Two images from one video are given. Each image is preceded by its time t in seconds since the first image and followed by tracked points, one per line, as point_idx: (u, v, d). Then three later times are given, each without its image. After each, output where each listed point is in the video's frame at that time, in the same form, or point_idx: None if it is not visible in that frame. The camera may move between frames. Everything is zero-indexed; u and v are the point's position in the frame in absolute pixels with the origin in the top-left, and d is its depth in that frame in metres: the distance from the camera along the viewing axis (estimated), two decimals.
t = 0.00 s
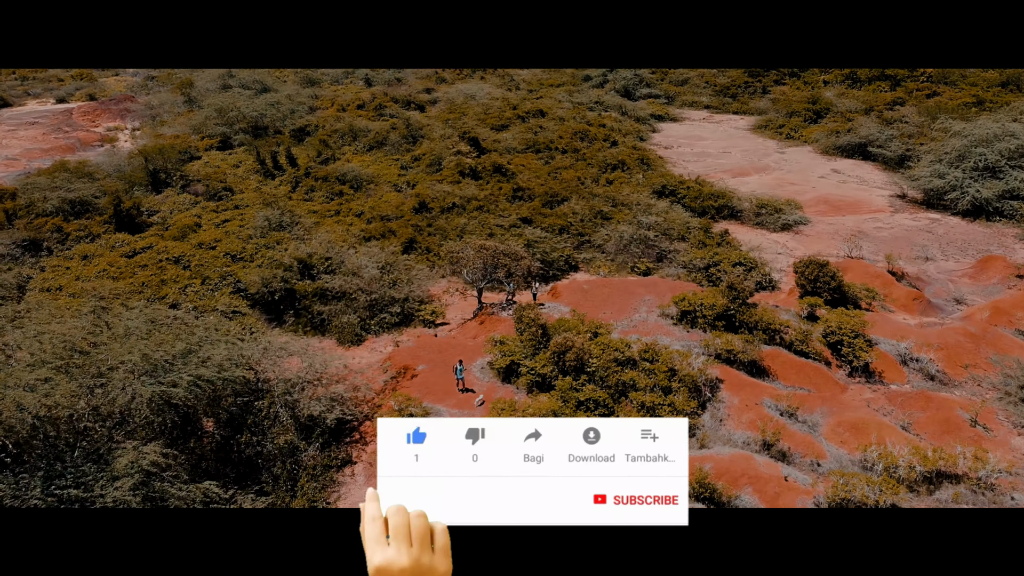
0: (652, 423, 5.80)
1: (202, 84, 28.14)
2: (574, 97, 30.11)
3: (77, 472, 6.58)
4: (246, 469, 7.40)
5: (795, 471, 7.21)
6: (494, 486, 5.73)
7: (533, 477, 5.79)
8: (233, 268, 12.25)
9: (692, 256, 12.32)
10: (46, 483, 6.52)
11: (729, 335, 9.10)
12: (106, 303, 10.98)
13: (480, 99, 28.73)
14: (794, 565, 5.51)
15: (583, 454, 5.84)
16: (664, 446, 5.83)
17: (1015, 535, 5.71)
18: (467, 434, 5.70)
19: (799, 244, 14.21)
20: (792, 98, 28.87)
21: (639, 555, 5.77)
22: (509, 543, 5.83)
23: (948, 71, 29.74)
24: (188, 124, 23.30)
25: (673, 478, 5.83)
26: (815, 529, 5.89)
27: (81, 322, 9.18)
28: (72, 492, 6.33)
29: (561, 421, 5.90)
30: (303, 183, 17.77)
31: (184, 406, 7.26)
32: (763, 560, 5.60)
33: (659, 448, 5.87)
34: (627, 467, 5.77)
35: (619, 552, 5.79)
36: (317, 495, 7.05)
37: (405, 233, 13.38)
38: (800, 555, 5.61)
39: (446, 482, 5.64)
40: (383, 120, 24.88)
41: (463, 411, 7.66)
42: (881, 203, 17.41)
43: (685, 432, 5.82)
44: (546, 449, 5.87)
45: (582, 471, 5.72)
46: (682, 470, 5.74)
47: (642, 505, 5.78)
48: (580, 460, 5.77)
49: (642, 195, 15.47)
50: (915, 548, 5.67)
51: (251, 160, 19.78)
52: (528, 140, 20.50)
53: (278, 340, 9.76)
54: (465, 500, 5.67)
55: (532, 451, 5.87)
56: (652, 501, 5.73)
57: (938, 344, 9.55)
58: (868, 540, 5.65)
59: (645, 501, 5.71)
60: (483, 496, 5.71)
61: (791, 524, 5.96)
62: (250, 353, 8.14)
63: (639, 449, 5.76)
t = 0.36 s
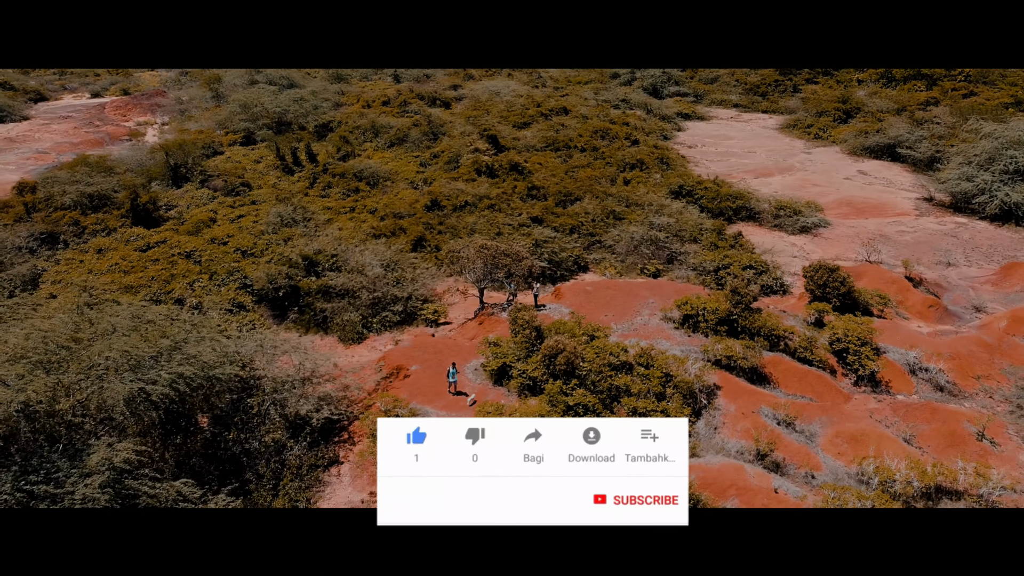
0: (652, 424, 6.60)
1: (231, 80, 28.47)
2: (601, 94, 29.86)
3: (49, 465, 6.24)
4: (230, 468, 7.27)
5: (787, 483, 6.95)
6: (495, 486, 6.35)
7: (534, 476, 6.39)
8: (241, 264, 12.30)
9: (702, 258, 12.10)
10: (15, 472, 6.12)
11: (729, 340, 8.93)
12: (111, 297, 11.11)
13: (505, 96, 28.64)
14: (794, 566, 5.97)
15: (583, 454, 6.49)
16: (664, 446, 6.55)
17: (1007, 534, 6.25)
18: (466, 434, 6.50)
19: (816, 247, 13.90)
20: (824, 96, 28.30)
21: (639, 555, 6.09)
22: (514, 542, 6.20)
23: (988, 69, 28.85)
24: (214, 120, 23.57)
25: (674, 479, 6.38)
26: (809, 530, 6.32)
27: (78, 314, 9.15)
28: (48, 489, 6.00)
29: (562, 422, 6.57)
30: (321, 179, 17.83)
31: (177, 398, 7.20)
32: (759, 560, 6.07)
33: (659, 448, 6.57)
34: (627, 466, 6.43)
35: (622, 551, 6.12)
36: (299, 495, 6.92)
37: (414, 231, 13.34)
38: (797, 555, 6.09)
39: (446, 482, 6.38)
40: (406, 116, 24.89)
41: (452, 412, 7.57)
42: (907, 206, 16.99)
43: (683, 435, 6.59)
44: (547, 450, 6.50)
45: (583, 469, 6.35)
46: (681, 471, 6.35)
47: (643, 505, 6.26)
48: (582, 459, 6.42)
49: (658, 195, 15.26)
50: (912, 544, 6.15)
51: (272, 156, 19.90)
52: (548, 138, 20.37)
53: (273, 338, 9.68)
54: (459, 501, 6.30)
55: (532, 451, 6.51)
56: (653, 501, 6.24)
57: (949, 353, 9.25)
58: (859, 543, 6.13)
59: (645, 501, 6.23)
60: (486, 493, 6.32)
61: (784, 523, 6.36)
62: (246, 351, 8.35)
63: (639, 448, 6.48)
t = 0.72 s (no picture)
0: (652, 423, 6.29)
1: (262, 75, 28.75)
2: (631, 91, 29.53)
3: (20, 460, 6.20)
4: (215, 464, 7.29)
5: (777, 496, 6.66)
6: (494, 486, 6.07)
7: (533, 476, 6.14)
8: (250, 259, 12.36)
9: (714, 260, 11.84)
10: None
11: (730, 347, 8.72)
12: (120, 291, 11.25)
13: (533, 93, 28.47)
14: (793, 563, 5.53)
15: (583, 454, 6.24)
16: (665, 446, 6.26)
17: (1010, 533, 5.82)
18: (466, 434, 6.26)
19: (836, 251, 13.53)
20: (860, 95, 27.60)
21: (646, 557, 5.62)
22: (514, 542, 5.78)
23: None
24: (242, 114, 23.81)
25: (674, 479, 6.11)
26: (808, 530, 5.97)
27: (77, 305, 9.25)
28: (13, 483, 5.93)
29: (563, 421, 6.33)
30: (341, 174, 17.88)
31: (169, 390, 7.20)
32: (772, 563, 5.55)
33: (659, 448, 6.28)
34: (627, 466, 6.15)
35: (627, 551, 5.69)
36: (278, 494, 6.87)
37: (425, 228, 13.29)
38: (797, 553, 5.65)
39: (446, 482, 6.11)
40: (432, 112, 24.87)
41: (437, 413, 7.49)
42: (937, 210, 16.45)
43: (684, 434, 6.28)
44: (547, 450, 6.27)
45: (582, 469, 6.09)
46: (683, 470, 6.08)
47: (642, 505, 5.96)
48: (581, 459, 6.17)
49: (676, 195, 14.99)
50: (914, 547, 5.73)
51: (295, 151, 20.01)
52: (570, 135, 20.18)
53: (270, 333, 9.66)
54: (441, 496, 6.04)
55: (532, 451, 6.27)
56: (652, 501, 5.93)
57: (961, 365, 8.90)
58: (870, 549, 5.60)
59: (644, 500, 5.92)
60: (483, 494, 6.04)
61: (782, 524, 6.03)
62: (241, 347, 8.23)
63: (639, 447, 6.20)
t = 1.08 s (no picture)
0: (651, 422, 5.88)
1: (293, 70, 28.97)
2: (661, 89, 29.13)
3: None
4: (199, 460, 7.28)
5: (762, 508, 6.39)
6: (491, 489, 5.80)
7: (532, 478, 5.82)
8: (260, 254, 12.41)
9: (725, 264, 11.58)
10: None
11: (729, 354, 8.49)
12: (129, 286, 11.40)
13: (562, 90, 28.25)
14: (788, 564, 5.42)
15: (583, 454, 5.89)
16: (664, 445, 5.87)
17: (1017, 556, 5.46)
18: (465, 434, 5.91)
19: (857, 255, 13.15)
20: (898, 94, 26.87)
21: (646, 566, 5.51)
22: (520, 542, 5.70)
23: None
24: (270, 109, 24.02)
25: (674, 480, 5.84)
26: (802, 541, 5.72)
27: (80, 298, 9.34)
28: None
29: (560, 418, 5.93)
30: (361, 170, 17.90)
31: (160, 384, 7.32)
32: None
33: (659, 447, 5.91)
34: (627, 467, 5.83)
35: (630, 552, 5.64)
36: (258, 493, 6.84)
37: (434, 226, 13.22)
38: None
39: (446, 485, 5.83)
40: (458, 108, 24.79)
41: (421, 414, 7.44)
42: (969, 214, 15.91)
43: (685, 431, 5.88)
44: (547, 449, 5.89)
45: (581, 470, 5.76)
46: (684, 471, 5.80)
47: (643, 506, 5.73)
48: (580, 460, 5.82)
49: (694, 196, 14.71)
50: None
51: (317, 146, 20.09)
52: (593, 133, 19.96)
53: (269, 329, 9.63)
54: (442, 498, 5.79)
55: (532, 451, 5.90)
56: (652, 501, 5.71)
57: (973, 378, 8.54)
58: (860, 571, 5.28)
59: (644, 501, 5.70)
60: (481, 497, 5.78)
61: (779, 524, 5.91)
62: (236, 343, 8.26)
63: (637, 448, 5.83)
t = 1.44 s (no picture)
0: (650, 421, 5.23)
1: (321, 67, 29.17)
2: (689, 87, 28.76)
3: None
4: (184, 457, 7.26)
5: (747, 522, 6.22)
6: (488, 496, 5.22)
7: (531, 482, 5.24)
8: (270, 250, 12.49)
9: (736, 267, 11.32)
10: None
11: (727, 361, 8.29)
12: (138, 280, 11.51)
13: (587, 87, 28.05)
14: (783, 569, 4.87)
15: (583, 454, 5.29)
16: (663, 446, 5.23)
17: None
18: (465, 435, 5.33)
19: (876, 261, 12.78)
20: (933, 94, 26.20)
21: None
22: (515, 549, 5.22)
23: None
24: (295, 105, 24.19)
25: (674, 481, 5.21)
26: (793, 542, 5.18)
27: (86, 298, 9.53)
28: None
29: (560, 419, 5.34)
30: (378, 166, 17.90)
31: (147, 381, 7.40)
32: None
33: (659, 447, 5.27)
34: (627, 468, 5.20)
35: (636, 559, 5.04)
36: (241, 491, 6.83)
37: (444, 224, 13.16)
38: None
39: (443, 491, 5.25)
40: (481, 105, 24.74)
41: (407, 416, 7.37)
42: (998, 219, 15.37)
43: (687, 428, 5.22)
44: (547, 449, 5.31)
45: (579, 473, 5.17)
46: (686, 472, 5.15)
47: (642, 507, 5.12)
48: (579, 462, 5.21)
49: (709, 197, 14.44)
50: None
51: (338, 142, 20.16)
52: (614, 131, 19.75)
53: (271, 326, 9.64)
54: (443, 499, 5.26)
55: (532, 452, 5.32)
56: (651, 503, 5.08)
57: (982, 390, 8.23)
58: None
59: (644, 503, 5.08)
60: (480, 500, 5.23)
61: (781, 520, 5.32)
62: (230, 340, 8.30)
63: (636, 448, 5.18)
